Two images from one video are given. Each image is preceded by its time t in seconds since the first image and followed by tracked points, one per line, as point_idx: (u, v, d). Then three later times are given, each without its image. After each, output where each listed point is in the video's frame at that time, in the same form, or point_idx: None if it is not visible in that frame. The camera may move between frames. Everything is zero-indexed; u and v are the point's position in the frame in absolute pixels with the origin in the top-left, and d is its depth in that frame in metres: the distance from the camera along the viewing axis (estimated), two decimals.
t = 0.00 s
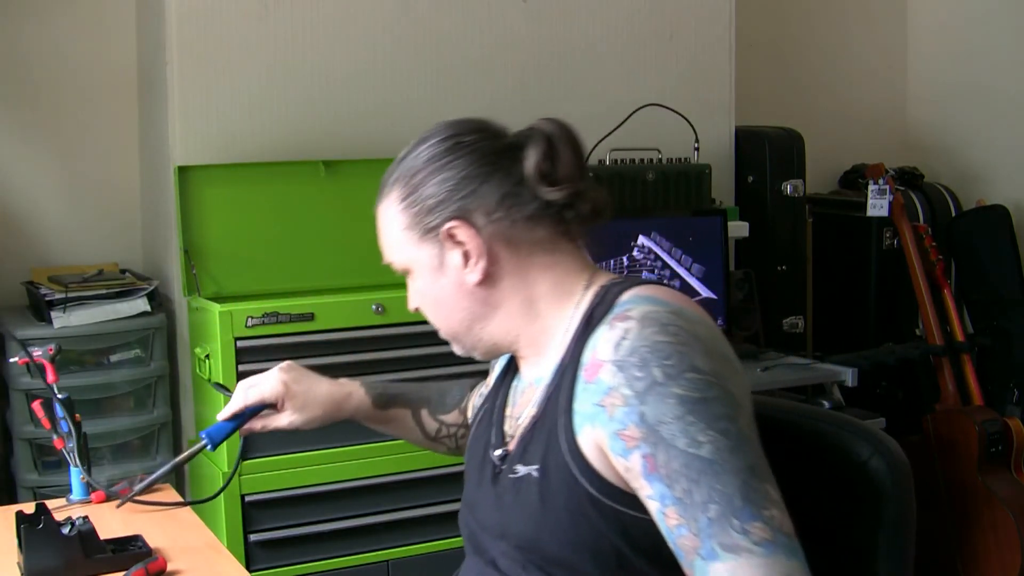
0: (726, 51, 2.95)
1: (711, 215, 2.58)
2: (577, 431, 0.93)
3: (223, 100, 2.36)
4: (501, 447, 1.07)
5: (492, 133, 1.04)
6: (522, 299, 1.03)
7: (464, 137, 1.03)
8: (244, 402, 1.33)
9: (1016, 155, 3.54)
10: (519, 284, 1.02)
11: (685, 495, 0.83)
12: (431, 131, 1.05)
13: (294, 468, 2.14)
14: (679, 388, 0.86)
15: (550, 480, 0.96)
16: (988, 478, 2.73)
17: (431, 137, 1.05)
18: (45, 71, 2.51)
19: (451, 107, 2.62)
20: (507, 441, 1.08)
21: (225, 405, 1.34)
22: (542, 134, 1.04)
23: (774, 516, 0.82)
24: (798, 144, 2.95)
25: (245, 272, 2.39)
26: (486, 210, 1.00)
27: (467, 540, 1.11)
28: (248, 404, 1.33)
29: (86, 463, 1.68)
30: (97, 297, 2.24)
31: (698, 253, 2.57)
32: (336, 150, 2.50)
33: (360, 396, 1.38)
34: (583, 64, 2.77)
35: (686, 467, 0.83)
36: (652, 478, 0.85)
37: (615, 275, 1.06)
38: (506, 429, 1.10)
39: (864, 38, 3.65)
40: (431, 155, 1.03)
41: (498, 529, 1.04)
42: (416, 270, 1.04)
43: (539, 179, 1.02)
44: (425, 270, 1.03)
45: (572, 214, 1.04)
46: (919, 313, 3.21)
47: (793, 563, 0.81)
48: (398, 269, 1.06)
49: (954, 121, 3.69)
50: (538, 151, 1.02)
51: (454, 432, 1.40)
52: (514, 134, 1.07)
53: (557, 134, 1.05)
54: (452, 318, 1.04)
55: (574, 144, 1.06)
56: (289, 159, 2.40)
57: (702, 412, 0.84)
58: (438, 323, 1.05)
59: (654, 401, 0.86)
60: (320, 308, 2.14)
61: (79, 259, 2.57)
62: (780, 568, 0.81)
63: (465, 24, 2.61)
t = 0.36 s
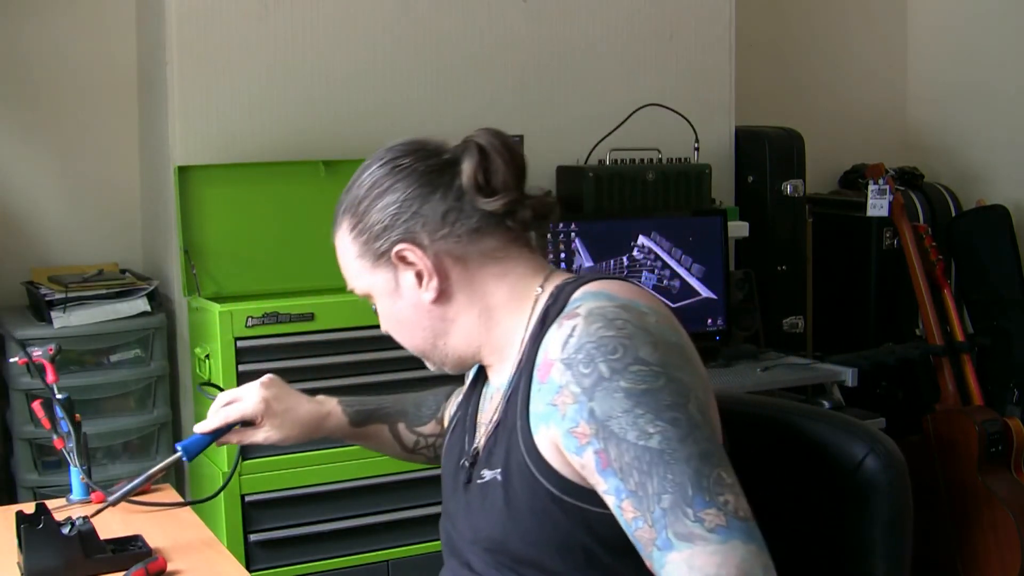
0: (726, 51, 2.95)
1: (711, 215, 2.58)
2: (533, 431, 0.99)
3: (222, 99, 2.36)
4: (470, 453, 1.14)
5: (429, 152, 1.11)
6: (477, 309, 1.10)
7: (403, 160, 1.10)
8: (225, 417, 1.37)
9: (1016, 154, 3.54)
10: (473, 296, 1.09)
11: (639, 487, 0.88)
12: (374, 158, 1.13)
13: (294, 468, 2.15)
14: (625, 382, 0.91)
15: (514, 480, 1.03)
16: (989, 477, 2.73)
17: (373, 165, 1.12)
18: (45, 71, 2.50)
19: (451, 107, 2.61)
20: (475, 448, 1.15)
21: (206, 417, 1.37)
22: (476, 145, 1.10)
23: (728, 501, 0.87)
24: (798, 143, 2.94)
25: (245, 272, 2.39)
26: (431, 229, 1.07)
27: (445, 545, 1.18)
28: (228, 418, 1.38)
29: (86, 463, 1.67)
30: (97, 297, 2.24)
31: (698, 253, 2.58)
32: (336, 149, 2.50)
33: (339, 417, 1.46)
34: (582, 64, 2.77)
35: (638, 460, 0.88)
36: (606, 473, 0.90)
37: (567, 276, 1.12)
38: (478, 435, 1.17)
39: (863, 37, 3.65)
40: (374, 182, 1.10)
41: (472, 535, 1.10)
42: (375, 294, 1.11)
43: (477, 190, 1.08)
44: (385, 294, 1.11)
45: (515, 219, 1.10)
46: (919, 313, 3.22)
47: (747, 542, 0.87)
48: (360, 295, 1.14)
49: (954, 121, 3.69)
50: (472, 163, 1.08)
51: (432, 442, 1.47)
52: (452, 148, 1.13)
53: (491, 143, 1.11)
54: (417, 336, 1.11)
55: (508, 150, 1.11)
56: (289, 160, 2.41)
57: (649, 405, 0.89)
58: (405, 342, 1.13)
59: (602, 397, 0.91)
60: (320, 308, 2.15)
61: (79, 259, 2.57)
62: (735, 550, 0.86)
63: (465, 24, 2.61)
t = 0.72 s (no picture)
0: (726, 51, 2.95)
1: (711, 215, 2.58)
2: (522, 436, 1.00)
3: (222, 98, 2.36)
4: (460, 458, 1.15)
5: (405, 160, 1.13)
6: (462, 314, 1.11)
7: (380, 171, 1.12)
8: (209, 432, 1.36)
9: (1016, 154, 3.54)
10: (456, 302, 1.11)
11: (627, 491, 0.89)
12: (351, 169, 1.15)
13: (294, 468, 2.15)
14: (609, 385, 0.91)
15: (503, 485, 1.04)
16: (988, 477, 2.73)
17: (351, 177, 1.14)
18: (46, 70, 2.51)
19: (451, 107, 2.61)
20: (464, 453, 1.16)
21: (189, 429, 1.36)
22: (450, 151, 1.10)
23: (718, 503, 0.87)
24: (798, 143, 2.91)
25: (245, 272, 2.40)
26: (409, 239, 1.08)
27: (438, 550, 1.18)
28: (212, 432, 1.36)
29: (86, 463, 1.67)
30: (97, 297, 2.24)
31: (699, 253, 2.58)
32: (336, 149, 2.50)
33: (324, 428, 1.46)
34: (582, 64, 2.77)
35: (625, 464, 0.89)
36: (595, 477, 0.91)
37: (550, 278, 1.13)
38: (468, 440, 1.18)
39: (864, 37, 3.65)
40: (352, 195, 1.12)
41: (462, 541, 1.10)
42: (363, 305, 1.15)
43: (452, 198, 1.08)
44: (372, 304, 1.14)
45: (494, 223, 1.11)
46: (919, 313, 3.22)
47: (739, 544, 0.86)
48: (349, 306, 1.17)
49: (955, 121, 3.68)
50: (445, 169, 1.08)
51: (418, 445, 1.49)
52: (430, 154, 1.14)
53: (465, 148, 1.11)
54: (406, 344, 1.14)
55: (482, 154, 1.12)
56: (288, 160, 2.42)
57: (634, 408, 0.90)
58: (396, 350, 1.16)
59: (587, 401, 0.91)
60: (320, 309, 2.15)
61: (79, 259, 2.57)
62: (727, 552, 0.86)
63: (465, 23, 2.61)
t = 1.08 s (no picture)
0: (726, 51, 2.95)
1: (710, 215, 2.58)
2: (520, 440, 1.00)
3: (223, 98, 2.36)
4: (459, 459, 1.16)
5: (397, 162, 1.13)
6: (458, 316, 1.11)
7: (371, 174, 1.12)
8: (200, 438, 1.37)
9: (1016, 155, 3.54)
10: (453, 304, 1.11)
11: (626, 494, 0.89)
12: (343, 173, 1.15)
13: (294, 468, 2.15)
14: (607, 388, 0.91)
15: (501, 489, 1.04)
16: (988, 477, 2.73)
17: (343, 181, 1.14)
18: (45, 70, 2.50)
19: (451, 107, 2.61)
20: (462, 455, 1.16)
21: (183, 435, 1.38)
22: (441, 153, 1.11)
23: (717, 505, 0.87)
24: (798, 143, 2.91)
25: (246, 271, 2.40)
26: (403, 241, 1.08)
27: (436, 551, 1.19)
28: (204, 439, 1.37)
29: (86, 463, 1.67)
30: (97, 297, 2.24)
31: (699, 253, 2.58)
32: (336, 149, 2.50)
33: (319, 437, 1.46)
34: (582, 64, 2.77)
35: (624, 467, 0.89)
36: (593, 480, 0.91)
37: (547, 278, 1.13)
38: (466, 441, 1.19)
39: (864, 37, 3.65)
40: (345, 199, 1.12)
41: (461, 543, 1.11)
42: (358, 308, 1.15)
43: (445, 199, 1.09)
44: (368, 307, 1.14)
45: (488, 223, 1.10)
46: (919, 313, 3.22)
47: (739, 545, 0.86)
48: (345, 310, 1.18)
49: (955, 121, 3.68)
50: (437, 170, 1.09)
51: (413, 449, 1.48)
52: (422, 156, 1.14)
53: (457, 149, 1.11)
54: (403, 346, 1.14)
55: (474, 155, 1.12)
56: (288, 161, 2.42)
57: (632, 410, 0.89)
58: (394, 353, 1.16)
59: (585, 404, 0.91)
60: (320, 309, 2.15)
61: (79, 259, 2.57)
62: (727, 555, 0.86)
63: (466, 23, 2.61)
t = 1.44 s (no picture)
0: (726, 51, 2.95)
1: (710, 215, 2.58)
2: (522, 441, 1.00)
3: (223, 97, 2.36)
4: (460, 459, 1.16)
5: (399, 161, 1.13)
6: (459, 315, 1.11)
7: (373, 172, 1.12)
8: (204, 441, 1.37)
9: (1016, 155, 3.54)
10: (454, 303, 1.11)
11: (629, 496, 0.89)
12: (345, 171, 1.15)
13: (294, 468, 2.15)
14: (610, 390, 0.91)
15: (503, 490, 1.04)
16: (988, 477, 2.73)
17: (345, 178, 1.14)
18: (43, 71, 2.50)
19: (452, 107, 2.61)
20: (463, 456, 1.16)
21: (183, 438, 1.37)
22: (444, 151, 1.11)
23: (720, 507, 0.87)
24: (799, 143, 2.91)
25: (246, 271, 2.40)
26: (405, 239, 1.08)
27: (437, 552, 1.19)
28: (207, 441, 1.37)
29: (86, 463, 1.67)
30: (97, 297, 2.24)
31: (698, 253, 2.58)
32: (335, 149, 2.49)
33: (320, 439, 1.46)
34: (582, 63, 2.77)
35: (627, 469, 0.89)
36: (596, 482, 0.91)
37: (548, 279, 1.12)
38: (468, 441, 1.19)
39: (864, 37, 3.64)
40: (347, 197, 1.12)
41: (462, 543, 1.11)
42: (360, 307, 1.15)
43: (447, 197, 1.09)
44: (368, 305, 1.14)
45: (489, 222, 1.10)
46: (919, 313, 3.22)
47: (742, 547, 0.86)
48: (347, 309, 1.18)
49: (955, 121, 3.68)
50: (439, 169, 1.09)
51: (413, 448, 1.48)
52: (424, 155, 1.14)
53: (459, 147, 1.12)
54: (404, 346, 1.14)
55: (476, 153, 1.12)
56: (287, 161, 2.42)
57: (635, 412, 0.89)
58: (395, 352, 1.16)
59: (588, 406, 0.91)
60: (320, 309, 2.15)
61: (79, 259, 2.57)
62: (730, 557, 0.86)
63: (465, 24, 2.61)
